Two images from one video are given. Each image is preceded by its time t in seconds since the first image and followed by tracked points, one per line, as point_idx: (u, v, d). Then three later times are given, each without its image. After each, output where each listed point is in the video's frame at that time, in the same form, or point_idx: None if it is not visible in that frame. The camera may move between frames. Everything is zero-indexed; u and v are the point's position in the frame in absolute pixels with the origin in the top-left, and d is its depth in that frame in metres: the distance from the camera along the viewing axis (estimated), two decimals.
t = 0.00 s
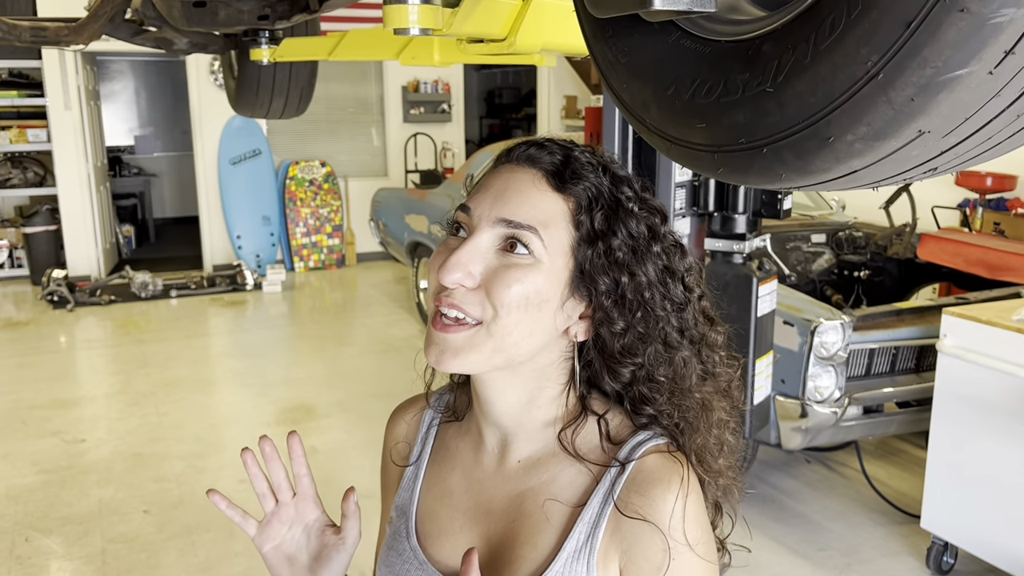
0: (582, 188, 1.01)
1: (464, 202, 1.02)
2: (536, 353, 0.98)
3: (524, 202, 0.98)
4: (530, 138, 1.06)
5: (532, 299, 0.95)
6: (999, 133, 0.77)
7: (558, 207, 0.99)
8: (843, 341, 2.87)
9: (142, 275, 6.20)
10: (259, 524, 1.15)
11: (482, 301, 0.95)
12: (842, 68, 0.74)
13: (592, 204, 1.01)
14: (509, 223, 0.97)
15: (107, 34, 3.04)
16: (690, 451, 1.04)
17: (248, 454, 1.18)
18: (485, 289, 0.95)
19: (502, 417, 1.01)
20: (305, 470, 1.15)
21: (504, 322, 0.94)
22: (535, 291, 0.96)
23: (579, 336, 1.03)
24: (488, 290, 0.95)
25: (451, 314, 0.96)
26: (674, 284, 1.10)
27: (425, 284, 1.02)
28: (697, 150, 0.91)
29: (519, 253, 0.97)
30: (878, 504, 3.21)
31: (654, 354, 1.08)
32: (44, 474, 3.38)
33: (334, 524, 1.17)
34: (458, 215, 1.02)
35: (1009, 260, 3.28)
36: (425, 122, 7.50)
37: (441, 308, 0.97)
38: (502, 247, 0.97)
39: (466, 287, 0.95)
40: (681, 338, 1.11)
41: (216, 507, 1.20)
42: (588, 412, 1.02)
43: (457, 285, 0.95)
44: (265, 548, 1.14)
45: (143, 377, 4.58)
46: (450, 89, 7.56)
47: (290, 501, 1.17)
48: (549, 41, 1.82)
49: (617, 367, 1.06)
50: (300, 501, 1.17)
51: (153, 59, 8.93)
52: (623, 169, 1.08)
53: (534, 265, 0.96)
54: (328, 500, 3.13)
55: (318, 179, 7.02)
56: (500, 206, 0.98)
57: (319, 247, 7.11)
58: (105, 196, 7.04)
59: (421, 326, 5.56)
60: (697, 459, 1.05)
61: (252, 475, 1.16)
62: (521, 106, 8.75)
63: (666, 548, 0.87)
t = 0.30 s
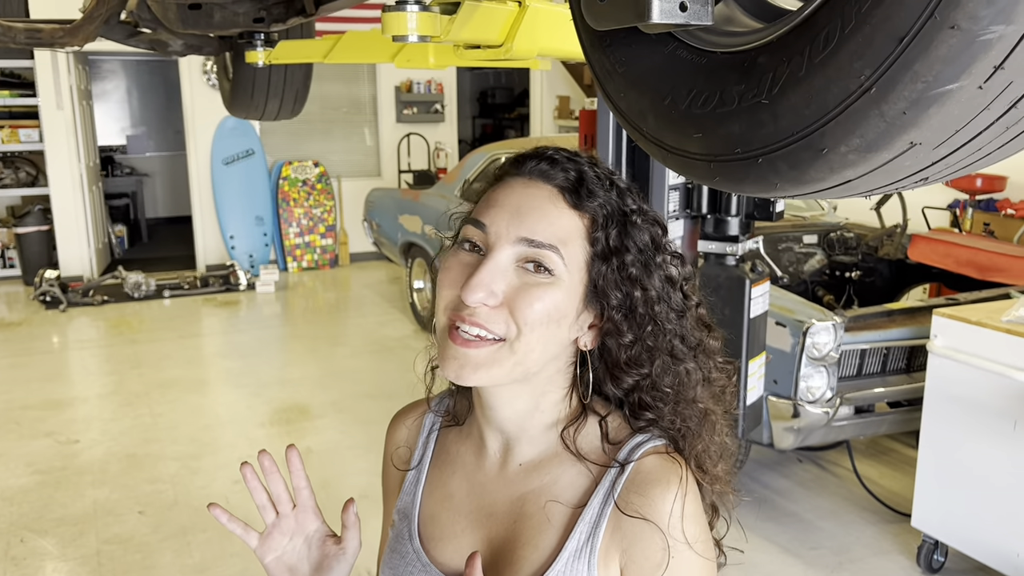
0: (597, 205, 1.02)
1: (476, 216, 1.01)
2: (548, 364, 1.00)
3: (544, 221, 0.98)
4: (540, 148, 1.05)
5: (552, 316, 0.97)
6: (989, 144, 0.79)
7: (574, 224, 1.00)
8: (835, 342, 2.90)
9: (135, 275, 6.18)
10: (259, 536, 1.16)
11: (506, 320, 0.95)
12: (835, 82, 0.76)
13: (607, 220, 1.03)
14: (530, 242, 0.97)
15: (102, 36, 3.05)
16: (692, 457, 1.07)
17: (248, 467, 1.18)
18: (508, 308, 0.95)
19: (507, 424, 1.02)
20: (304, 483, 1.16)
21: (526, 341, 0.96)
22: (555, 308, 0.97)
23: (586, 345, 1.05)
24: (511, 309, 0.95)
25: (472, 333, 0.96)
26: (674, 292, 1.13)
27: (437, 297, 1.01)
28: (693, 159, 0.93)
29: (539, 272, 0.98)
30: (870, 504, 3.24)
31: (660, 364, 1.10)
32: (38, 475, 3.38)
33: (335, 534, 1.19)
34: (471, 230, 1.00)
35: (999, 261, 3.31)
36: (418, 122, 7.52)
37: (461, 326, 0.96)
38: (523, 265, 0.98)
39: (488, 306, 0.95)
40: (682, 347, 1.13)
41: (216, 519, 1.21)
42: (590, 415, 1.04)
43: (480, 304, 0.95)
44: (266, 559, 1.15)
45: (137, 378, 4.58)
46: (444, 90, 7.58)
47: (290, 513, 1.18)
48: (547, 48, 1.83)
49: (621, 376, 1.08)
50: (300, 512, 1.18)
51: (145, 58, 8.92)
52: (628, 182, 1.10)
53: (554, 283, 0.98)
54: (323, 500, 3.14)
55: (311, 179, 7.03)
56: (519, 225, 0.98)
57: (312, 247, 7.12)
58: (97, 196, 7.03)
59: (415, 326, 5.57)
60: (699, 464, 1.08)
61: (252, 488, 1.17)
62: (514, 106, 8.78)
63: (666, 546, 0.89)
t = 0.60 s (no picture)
0: (606, 212, 1.04)
1: (489, 225, 1.01)
2: (560, 369, 1.01)
3: (560, 230, 1.00)
4: (544, 156, 1.06)
5: (569, 324, 0.99)
6: (975, 154, 0.81)
7: (586, 233, 1.02)
8: (829, 341, 2.93)
9: (131, 274, 6.18)
10: (275, 539, 1.11)
11: (528, 330, 0.96)
12: (826, 93, 0.78)
13: (615, 228, 1.05)
14: (549, 252, 0.98)
15: (99, 36, 3.05)
16: (692, 453, 1.10)
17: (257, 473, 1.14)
18: (531, 318, 0.96)
19: (512, 427, 1.03)
20: (316, 479, 1.11)
21: (548, 350, 0.97)
22: (572, 316, 0.99)
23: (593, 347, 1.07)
24: (533, 319, 0.96)
25: (495, 344, 0.96)
26: (671, 292, 1.16)
27: (452, 308, 1.01)
28: (688, 166, 0.95)
29: (557, 281, 0.99)
30: (862, 501, 3.26)
31: (663, 364, 1.12)
32: (34, 474, 3.39)
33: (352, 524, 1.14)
34: (485, 241, 1.00)
35: (991, 260, 3.36)
36: (414, 120, 7.53)
37: (483, 337, 0.96)
38: (541, 274, 0.99)
39: (511, 317, 0.96)
40: (681, 347, 1.16)
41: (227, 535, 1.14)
42: (593, 415, 1.06)
43: (504, 316, 0.95)
44: (286, 560, 1.10)
45: (132, 376, 4.59)
46: (439, 88, 7.60)
47: (305, 511, 1.13)
48: (542, 51, 1.86)
49: (626, 376, 1.10)
50: (314, 509, 1.14)
51: (139, 56, 8.91)
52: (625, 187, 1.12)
53: (571, 292, 0.99)
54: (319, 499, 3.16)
55: (307, 177, 7.03)
56: (537, 235, 0.98)
57: (308, 245, 7.13)
58: (92, 194, 7.02)
59: (411, 324, 5.58)
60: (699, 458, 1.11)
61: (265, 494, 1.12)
62: (509, 104, 8.80)
63: (667, 543, 0.91)
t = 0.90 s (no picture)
0: (603, 206, 1.05)
1: (490, 220, 1.01)
2: (558, 360, 1.02)
3: (559, 223, 1.01)
4: (543, 150, 1.07)
5: (568, 317, 1.00)
6: (965, 150, 0.82)
7: (585, 226, 1.03)
8: (824, 337, 2.94)
9: (129, 270, 6.18)
10: None
11: (528, 323, 0.97)
12: (818, 90, 0.79)
13: (613, 222, 1.06)
14: (549, 246, 0.99)
15: (97, 32, 3.05)
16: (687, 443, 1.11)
17: None
18: (531, 311, 0.97)
19: (510, 418, 1.04)
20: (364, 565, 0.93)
21: (546, 342, 0.98)
22: (571, 309, 1.00)
23: (589, 338, 1.08)
24: (533, 312, 0.97)
25: (495, 335, 0.98)
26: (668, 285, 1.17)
27: (454, 300, 1.02)
28: (682, 162, 0.96)
29: (557, 274, 1.00)
30: (859, 496, 3.28)
31: (659, 356, 1.13)
32: (33, 469, 3.40)
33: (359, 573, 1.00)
34: (486, 235, 1.01)
35: (987, 256, 3.38)
36: (412, 116, 7.54)
37: (485, 328, 0.98)
38: (540, 268, 1.00)
39: (513, 310, 0.97)
40: (677, 339, 1.17)
41: None
42: (591, 406, 1.07)
43: (506, 309, 0.97)
44: None
45: (131, 372, 4.60)
46: (437, 84, 7.61)
47: None
48: (539, 47, 1.86)
49: (623, 367, 1.11)
50: None
51: (137, 52, 8.90)
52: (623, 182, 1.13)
53: (570, 285, 1.00)
54: (318, 494, 3.17)
55: (305, 173, 7.03)
56: (537, 230, 0.99)
57: (306, 241, 7.14)
58: (91, 190, 7.02)
59: (409, 320, 5.59)
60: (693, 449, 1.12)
61: None
62: (508, 100, 8.81)
63: (663, 531, 0.92)
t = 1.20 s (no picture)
0: (600, 207, 1.06)
1: (487, 220, 1.03)
2: (555, 358, 1.04)
3: (554, 223, 1.02)
4: (541, 151, 1.09)
5: (563, 315, 1.01)
6: (955, 151, 0.83)
7: (580, 226, 1.04)
8: (824, 334, 2.95)
9: (132, 267, 6.20)
10: None
11: (522, 321, 0.99)
12: (811, 92, 0.80)
13: (610, 222, 1.07)
14: (544, 245, 1.01)
15: (101, 31, 3.06)
16: (682, 441, 1.12)
17: None
18: (525, 309, 0.99)
19: (507, 416, 1.06)
20: None
21: (541, 339, 1.00)
22: (566, 307, 1.01)
23: (586, 336, 1.09)
24: (528, 310, 0.99)
25: (490, 333, 0.99)
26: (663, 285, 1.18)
27: (452, 299, 1.03)
28: (678, 163, 0.98)
29: (552, 272, 1.02)
30: (858, 493, 3.30)
31: (655, 355, 1.14)
32: (37, 466, 3.42)
33: None
34: (482, 234, 1.02)
35: (987, 254, 3.39)
36: (414, 114, 7.55)
37: (480, 326, 0.99)
38: (536, 266, 1.01)
39: (508, 308, 0.99)
40: (671, 338, 1.19)
41: None
42: (587, 402, 1.08)
43: (500, 307, 0.98)
44: None
45: (134, 369, 4.62)
46: (439, 82, 7.62)
47: None
48: (539, 47, 1.87)
49: (619, 366, 1.12)
50: None
51: (140, 50, 8.92)
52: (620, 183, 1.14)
53: (565, 284, 1.02)
54: (320, 490, 3.19)
55: (307, 170, 7.05)
56: (532, 229, 1.01)
57: (308, 238, 7.15)
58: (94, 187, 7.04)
59: (411, 317, 5.61)
60: (687, 447, 1.14)
61: None
62: (510, 98, 8.82)
63: (658, 527, 0.94)
